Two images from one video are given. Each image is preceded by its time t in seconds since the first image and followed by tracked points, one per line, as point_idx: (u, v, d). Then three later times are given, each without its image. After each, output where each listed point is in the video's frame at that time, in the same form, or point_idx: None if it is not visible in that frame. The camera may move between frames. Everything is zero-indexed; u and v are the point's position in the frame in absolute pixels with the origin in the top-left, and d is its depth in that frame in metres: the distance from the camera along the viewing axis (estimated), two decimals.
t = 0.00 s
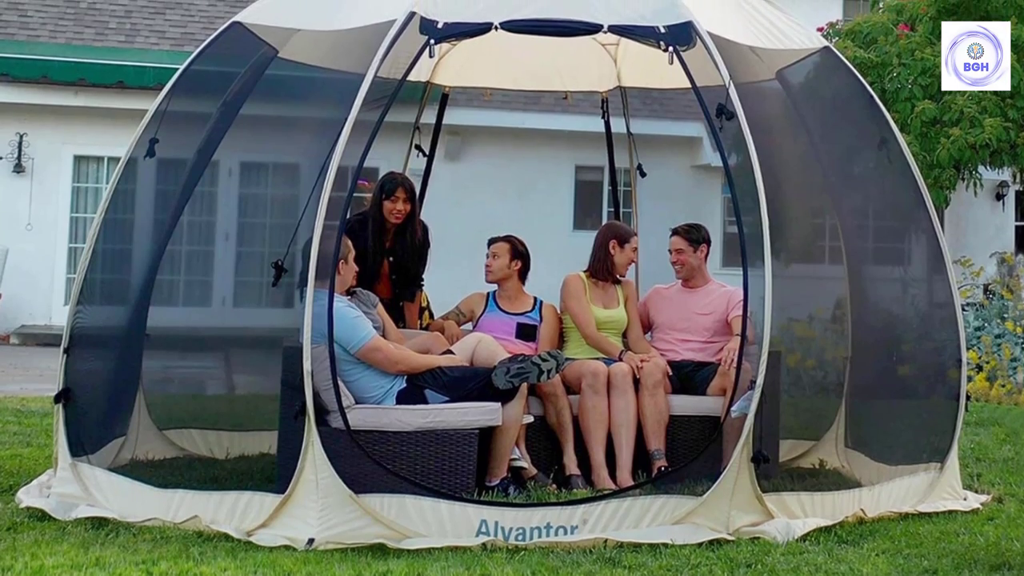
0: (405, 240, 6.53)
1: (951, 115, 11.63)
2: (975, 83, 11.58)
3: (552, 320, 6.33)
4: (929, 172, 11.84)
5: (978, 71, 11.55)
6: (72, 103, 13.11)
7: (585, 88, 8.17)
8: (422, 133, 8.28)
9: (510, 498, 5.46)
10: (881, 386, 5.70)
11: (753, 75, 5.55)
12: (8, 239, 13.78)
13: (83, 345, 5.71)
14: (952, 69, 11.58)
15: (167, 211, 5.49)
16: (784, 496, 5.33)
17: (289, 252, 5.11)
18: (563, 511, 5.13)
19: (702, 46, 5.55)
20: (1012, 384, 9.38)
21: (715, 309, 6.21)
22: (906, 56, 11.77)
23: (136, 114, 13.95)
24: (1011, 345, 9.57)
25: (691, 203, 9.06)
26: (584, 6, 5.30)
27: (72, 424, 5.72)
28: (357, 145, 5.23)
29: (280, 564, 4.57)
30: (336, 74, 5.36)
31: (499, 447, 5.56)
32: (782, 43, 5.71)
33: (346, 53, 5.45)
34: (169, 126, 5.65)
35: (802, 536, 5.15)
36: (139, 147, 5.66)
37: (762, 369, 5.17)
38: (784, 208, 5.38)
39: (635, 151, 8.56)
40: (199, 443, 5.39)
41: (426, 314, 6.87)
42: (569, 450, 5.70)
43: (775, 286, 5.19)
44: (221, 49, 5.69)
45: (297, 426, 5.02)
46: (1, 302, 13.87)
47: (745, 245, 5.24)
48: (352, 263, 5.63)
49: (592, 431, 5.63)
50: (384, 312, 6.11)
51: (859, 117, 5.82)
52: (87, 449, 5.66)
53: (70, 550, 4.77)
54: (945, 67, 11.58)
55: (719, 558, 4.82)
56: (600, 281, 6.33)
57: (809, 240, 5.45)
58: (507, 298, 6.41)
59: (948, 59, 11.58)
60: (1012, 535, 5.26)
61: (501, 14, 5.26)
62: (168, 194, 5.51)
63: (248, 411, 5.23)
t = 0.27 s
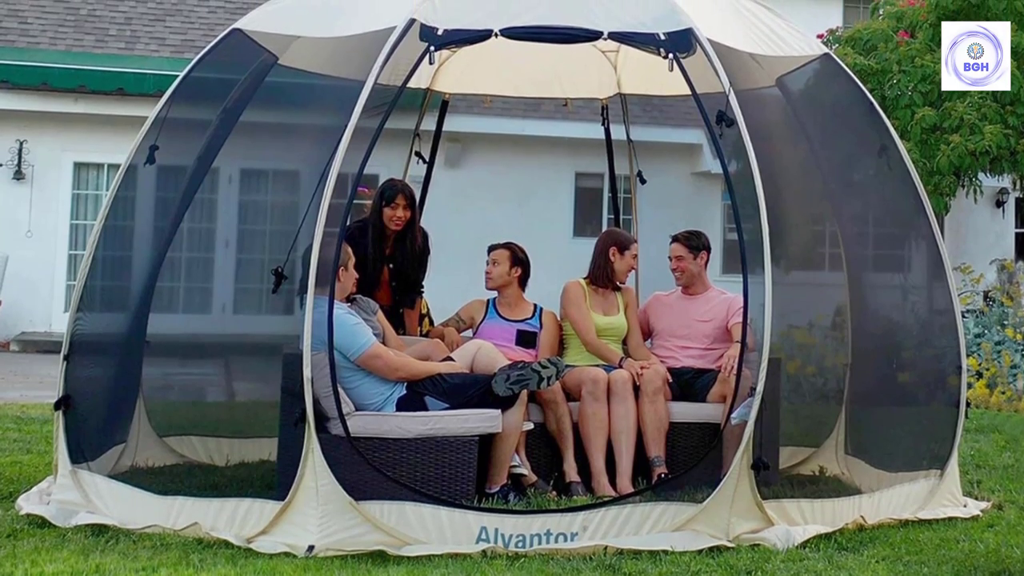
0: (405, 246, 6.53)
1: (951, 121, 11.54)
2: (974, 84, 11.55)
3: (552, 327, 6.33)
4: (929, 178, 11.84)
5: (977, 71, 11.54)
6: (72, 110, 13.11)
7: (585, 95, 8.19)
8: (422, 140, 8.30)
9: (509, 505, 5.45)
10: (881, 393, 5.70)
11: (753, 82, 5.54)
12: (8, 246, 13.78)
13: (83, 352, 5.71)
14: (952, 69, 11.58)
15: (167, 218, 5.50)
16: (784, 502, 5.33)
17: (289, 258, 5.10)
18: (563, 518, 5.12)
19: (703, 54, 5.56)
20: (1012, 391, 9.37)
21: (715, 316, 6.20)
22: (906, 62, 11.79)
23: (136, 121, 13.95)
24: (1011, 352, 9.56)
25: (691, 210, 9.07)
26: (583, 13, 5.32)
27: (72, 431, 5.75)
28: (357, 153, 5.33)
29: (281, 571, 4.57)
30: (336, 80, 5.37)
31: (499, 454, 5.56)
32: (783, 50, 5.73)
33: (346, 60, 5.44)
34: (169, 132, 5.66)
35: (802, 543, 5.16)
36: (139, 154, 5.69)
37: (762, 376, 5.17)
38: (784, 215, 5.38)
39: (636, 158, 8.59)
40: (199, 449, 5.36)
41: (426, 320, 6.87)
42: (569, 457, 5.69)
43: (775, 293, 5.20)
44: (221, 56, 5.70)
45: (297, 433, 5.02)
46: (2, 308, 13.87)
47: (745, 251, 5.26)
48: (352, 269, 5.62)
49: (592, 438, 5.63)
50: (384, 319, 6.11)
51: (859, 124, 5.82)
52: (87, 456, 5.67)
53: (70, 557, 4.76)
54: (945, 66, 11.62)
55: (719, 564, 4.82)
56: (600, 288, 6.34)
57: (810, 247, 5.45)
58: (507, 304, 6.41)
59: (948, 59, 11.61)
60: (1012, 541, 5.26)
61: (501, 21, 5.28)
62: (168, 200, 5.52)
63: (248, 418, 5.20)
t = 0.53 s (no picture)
0: (405, 253, 6.53)
1: (951, 128, 11.56)
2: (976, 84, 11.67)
3: (552, 334, 6.34)
4: (929, 185, 11.84)
5: (977, 71, 11.76)
6: (72, 117, 13.11)
7: (585, 102, 8.20)
8: (422, 147, 8.30)
9: (509, 512, 5.45)
10: (882, 400, 5.70)
11: (753, 89, 5.55)
12: (8, 253, 13.79)
13: (83, 359, 5.71)
14: (951, 69, 11.79)
15: (168, 226, 5.50)
16: (784, 510, 5.33)
17: (289, 266, 5.11)
18: (563, 525, 5.12)
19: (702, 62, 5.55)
20: (1012, 398, 9.37)
21: (715, 323, 6.21)
22: (906, 69, 11.76)
23: (136, 128, 13.96)
24: (1011, 359, 9.56)
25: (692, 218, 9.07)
26: (584, 20, 5.30)
27: (72, 438, 5.73)
28: (357, 159, 5.27)
29: None
30: (336, 87, 5.38)
31: (499, 461, 5.56)
32: (783, 57, 5.73)
33: (346, 66, 5.43)
34: (169, 140, 5.66)
35: (802, 550, 5.16)
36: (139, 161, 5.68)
37: (762, 383, 5.17)
38: (784, 222, 5.39)
39: (635, 166, 8.63)
40: (199, 457, 5.36)
41: (426, 327, 6.87)
42: (569, 464, 5.69)
43: (775, 301, 5.20)
44: (221, 63, 5.70)
45: (297, 440, 5.02)
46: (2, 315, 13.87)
47: (745, 259, 5.24)
48: (352, 276, 5.63)
49: (592, 445, 5.63)
50: (384, 326, 6.12)
51: (859, 131, 5.83)
52: (87, 463, 5.66)
53: (70, 564, 4.76)
54: (945, 66, 11.78)
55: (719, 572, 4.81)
56: (600, 295, 6.34)
57: (809, 254, 5.45)
58: (507, 311, 6.41)
59: (948, 59, 11.78)
60: (1012, 549, 5.26)
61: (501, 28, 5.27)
62: (168, 208, 5.52)
63: (248, 425, 5.21)
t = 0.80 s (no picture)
0: (405, 261, 6.53)
1: (950, 136, 11.56)
2: (976, 82, 11.77)
3: (552, 342, 6.32)
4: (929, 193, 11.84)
5: (977, 70, 11.86)
6: (72, 124, 13.11)
7: (585, 110, 8.22)
8: (422, 155, 8.31)
9: (509, 520, 5.44)
10: (882, 408, 5.70)
11: (753, 97, 5.54)
12: (8, 261, 13.79)
13: (83, 366, 5.71)
14: (952, 69, 11.84)
15: (167, 234, 5.51)
16: (784, 517, 5.32)
17: (289, 274, 5.11)
18: (562, 532, 5.12)
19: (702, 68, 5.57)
20: (1012, 405, 9.36)
21: (715, 331, 6.21)
22: (906, 77, 11.77)
23: (136, 136, 13.96)
24: (1011, 366, 9.56)
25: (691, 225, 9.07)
26: (584, 29, 5.32)
27: (72, 446, 5.74)
28: (358, 167, 5.37)
29: None
30: (337, 95, 5.39)
31: (499, 469, 5.55)
32: (782, 64, 5.75)
33: (346, 73, 5.44)
34: (169, 147, 5.66)
35: (802, 558, 5.15)
36: (139, 169, 5.69)
37: (762, 391, 5.18)
38: (784, 230, 5.40)
39: (635, 174, 8.68)
40: (199, 465, 5.36)
41: (426, 335, 6.86)
42: (569, 472, 5.69)
43: (775, 308, 5.21)
44: (221, 70, 5.71)
45: (297, 448, 5.02)
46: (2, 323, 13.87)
47: (745, 266, 5.27)
48: (352, 284, 5.63)
49: (592, 453, 5.62)
50: (384, 334, 6.12)
51: (859, 139, 5.83)
52: (87, 471, 5.66)
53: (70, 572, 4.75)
54: (945, 66, 11.88)
55: None
56: (600, 302, 6.34)
57: (809, 262, 5.46)
58: (507, 319, 6.42)
59: (948, 58, 11.90)
60: (1012, 556, 5.26)
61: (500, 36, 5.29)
62: (168, 216, 5.53)
63: (248, 433, 5.21)
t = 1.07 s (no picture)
0: (405, 269, 6.53)
1: (951, 143, 11.51)
2: (975, 82, 11.95)
3: (552, 349, 6.34)
4: (929, 202, 11.81)
5: (977, 71, 11.98)
6: (72, 132, 13.16)
7: (585, 118, 8.22)
8: (422, 163, 8.31)
9: (510, 528, 5.45)
10: (881, 416, 5.70)
11: (753, 105, 5.61)
12: (8, 269, 13.79)
13: (83, 374, 5.71)
14: (952, 69, 12.01)
15: (167, 242, 5.51)
16: (784, 525, 5.32)
17: (289, 282, 5.13)
18: (562, 540, 5.12)
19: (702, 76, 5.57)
20: (1012, 413, 9.35)
21: (715, 339, 6.22)
22: (906, 85, 11.76)
23: (136, 144, 13.97)
24: (1011, 375, 9.55)
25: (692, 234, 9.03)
26: (584, 36, 5.34)
27: (72, 454, 5.73)
28: (357, 175, 5.40)
29: None
30: (336, 103, 5.41)
31: (500, 476, 5.55)
32: (782, 72, 5.76)
33: (346, 80, 5.48)
34: (169, 155, 5.67)
35: (802, 566, 5.13)
36: (139, 176, 5.69)
37: (762, 399, 5.17)
38: (784, 238, 5.42)
39: (635, 181, 8.62)
40: (199, 472, 5.38)
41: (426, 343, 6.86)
42: (569, 480, 5.69)
43: (775, 316, 5.22)
44: (221, 78, 5.71)
45: (297, 455, 5.02)
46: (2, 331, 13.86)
47: (745, 274, 5.30)
48: (352, 292, 5.63)
49: (592, 461, 5.62)
50: (384, 341, 6.12)
51: (859, 146, 5.83)
52: (86, 479, 5.67)
53: None
54: (945, 66, 12.03)
55: None
56: (600, 310, 6.34)
57: (809, 270, 5.47)
58: (507, 327, 6.41)
59: (948, 58, 12.05)
60: (1012, 565, 5.26)
61: (500, 44, 5.28)
62: (168, 224, 5.53)
63: (248, 441, 5.22)
